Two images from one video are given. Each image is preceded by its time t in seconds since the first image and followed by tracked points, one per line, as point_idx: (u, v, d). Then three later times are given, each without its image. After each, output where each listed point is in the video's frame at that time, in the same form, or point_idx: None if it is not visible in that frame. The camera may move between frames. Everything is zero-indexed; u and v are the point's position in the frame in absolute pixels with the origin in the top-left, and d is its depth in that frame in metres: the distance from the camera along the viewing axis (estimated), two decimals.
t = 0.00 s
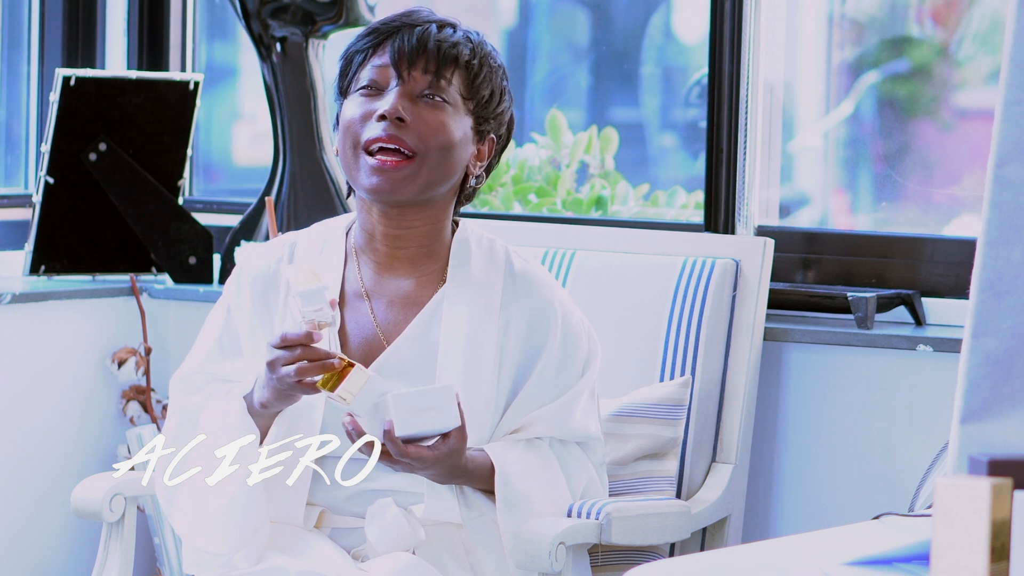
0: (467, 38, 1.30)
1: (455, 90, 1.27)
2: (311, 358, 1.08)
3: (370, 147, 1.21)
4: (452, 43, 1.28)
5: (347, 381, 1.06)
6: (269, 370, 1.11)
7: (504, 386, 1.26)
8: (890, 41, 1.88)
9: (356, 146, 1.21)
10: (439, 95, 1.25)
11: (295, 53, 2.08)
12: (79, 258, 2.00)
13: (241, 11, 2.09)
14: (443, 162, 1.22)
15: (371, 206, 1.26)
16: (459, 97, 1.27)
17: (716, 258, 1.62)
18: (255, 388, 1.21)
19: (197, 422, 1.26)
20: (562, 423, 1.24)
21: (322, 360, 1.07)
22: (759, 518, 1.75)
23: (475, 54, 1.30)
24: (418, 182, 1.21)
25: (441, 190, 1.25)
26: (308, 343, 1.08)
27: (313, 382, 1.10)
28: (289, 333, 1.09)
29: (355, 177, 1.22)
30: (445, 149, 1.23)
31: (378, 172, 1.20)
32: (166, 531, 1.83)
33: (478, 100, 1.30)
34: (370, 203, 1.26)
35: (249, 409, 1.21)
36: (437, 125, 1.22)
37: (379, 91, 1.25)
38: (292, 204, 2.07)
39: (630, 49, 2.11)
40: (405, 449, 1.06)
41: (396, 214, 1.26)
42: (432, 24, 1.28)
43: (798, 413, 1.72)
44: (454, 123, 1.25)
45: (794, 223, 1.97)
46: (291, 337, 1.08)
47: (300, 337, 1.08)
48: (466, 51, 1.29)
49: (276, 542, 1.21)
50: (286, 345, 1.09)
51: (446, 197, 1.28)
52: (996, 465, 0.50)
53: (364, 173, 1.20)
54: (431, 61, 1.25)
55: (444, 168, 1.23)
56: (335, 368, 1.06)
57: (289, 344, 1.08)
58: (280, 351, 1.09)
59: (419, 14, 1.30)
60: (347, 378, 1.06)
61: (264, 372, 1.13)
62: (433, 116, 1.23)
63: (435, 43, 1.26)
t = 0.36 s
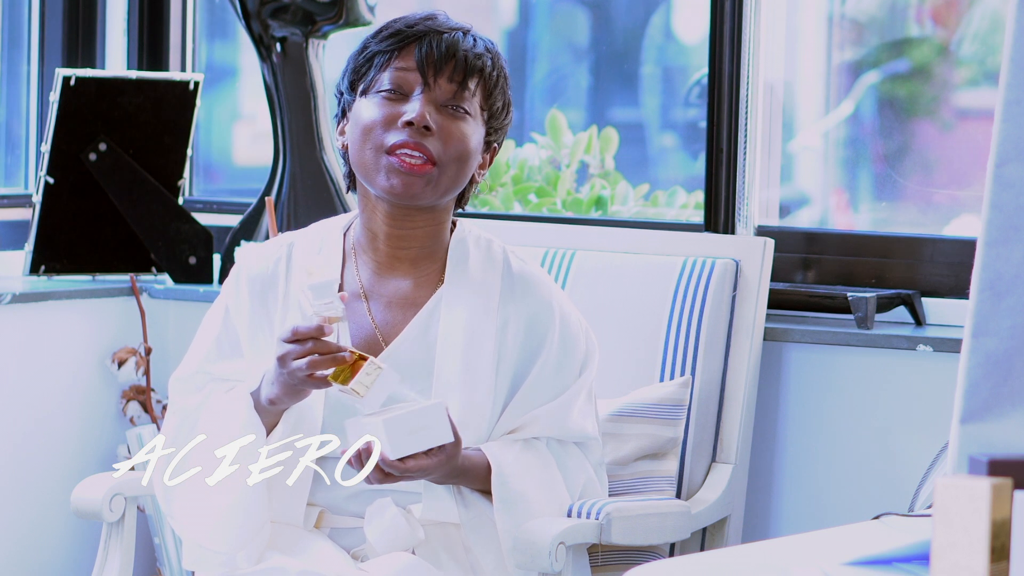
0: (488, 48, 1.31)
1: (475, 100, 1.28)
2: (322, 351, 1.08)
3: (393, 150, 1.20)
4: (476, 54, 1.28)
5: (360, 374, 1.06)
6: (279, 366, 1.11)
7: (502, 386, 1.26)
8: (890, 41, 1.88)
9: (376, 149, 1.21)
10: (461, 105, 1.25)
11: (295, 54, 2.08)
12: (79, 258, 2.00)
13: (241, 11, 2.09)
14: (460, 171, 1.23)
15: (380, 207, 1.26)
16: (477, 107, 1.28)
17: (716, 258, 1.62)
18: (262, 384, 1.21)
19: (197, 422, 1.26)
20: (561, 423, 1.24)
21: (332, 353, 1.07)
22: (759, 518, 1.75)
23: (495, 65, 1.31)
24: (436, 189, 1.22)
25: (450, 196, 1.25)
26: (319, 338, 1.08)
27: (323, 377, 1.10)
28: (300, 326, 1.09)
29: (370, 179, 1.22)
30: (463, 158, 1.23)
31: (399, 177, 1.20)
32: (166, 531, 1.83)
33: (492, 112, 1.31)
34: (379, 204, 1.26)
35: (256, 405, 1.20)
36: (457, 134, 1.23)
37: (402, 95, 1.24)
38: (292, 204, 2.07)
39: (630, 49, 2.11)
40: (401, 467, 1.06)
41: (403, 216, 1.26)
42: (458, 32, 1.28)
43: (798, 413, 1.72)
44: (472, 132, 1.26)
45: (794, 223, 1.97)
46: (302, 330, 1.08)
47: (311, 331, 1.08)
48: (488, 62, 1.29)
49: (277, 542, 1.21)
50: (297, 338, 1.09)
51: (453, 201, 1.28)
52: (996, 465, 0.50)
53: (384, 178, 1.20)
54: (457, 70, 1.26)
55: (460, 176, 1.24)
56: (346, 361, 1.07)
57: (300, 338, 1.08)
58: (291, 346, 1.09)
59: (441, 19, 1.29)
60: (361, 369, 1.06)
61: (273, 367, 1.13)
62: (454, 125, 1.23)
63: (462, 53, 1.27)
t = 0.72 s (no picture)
0: (484, 41, 1.31)
1: (477, 95, 1.28)
2: (345, 351, 1.07)
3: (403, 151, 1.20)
4: (475, 48, 1.28)
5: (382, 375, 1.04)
6: (303, 359, 1.11)
7: (504, 386, 1.26)
8: (890, 41, 1.88)
9: (387, 152, 1.21)
10: (465, 101, 1.26)
11: (295, 54, 2.08)
12: (79, 258, 2.00)
13: (241, 11, 2.09)
14: (469, 168, 1.24)
15: (388, 206, 1.26)
16: (480, 102, 1.28)
17: (716, 258, 1.62)
18: (278, 382, 1.21)
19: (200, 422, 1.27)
20: (561, 423, 1.24)
21: (355, 354, 1.06)
22: (759, 518, 1.75)
23: (493, 58, 1.31)
24: (447, 188, 1.22)
25: (458, 194, 1.26)
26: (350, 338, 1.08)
27: (343, 376, 1.09)
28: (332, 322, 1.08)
29: (381, 181, 1.22)
30: (472, 155, 1.24)
31: (411, 177, 1.20)
32: (166, 531, 1.83)
33: (494, 105, 1.31)
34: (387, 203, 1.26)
35: (270, 404, 1.21)
36: (465, 132, 1.23)
37: (406, 96, 1.24)
38: (293, 205, 2.07)
39: (631, 49, 2.11)
40: (396, 467, 1.08)
41: (412, 214, 1.26)
42: (453, 28, 1.28)
43: (798, 414, 1.72)
44: (478, 129, 1.26)
45: (794, 223, 1.97)
46: (331, 327, 1.08)
47: (341, 329, 1.08)
48: (487, 56, 1.30)
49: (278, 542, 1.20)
50: (326, 334, 1.09)
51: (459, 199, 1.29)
52: (996, 465, 0.50)
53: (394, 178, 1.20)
54: (458, 67, 1.26)
55: (468, 174, 1.24)
56: (367, 365, 1.06)
57: (328, 333, 1.08)
58: (319, 339, 1.09)
59: (434, 16, 1.29)
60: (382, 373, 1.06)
61: (295, 360, 1.14)
62: (461, 123, 1.24)
63: (460, 49, 1.27)
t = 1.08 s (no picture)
0: (468, 35, 1.30)
1: (462, 89, 1.27)
2: (361, 358, 1.08)
3: (386, 149, 1.20)
4: (456, 42, 1.28)
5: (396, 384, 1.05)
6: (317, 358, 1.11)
7: (504, 386, 1.26)
8: (890, 41, 1.88)
9: (371, 149, 1.21)
10: (448, 96, 1.25)
11: (295, 53, 2.08)
12: (79, 258, 2.00)
13: (241, 11, 2.09)
14: (455, 163, 1.23)
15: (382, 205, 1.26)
16: (466, 96, 1.28)
17: (716, 258, 1.63)
18: (286, 382, 1.21)
19: (202, 422, 1.27)
20: (562, 424, 1.24)
21: (371, 364, 1.07)
22: (759, 518, 1.75)
23: (478, 51, 1.30)
24: (435, 184, 1.22)
25: (450, 189, 1.25)
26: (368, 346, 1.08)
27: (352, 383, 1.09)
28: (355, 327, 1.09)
29: (369, 180, 1.22)
30: (458, 149, 1.23)
31: (396, 173, 1.20)
32: (166, 531, 1.83)
33: (484, 97, 1.30)
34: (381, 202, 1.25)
35: (278, 404, 1.20)
36: (450, 126, 1.23)
37: (388, 95, 1.24)
38: (293, 205, 2.07)
39: (630, 49, 2.11)
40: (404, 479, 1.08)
41: (408, 212, 1.26)
42: (435, 24, 1.28)
43: (798, 414, 1.72)
44: (464, 123, 1.25)
45: (794, 223, 1.97)
46: (352, 332, 1.08)
47: (361, 336, 1.08)
48: (471, 49, 1.29)
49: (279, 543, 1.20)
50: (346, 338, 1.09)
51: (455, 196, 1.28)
52: (996, 465, 0.50)
53: (379, 176, 1.20)
54: (439, 61, 1.26)
55: (456, 168, 1.24)
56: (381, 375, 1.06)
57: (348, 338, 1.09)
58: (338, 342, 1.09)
59: (418, 14, 1.30)
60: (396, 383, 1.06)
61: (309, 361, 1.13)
62: (445, 118, 1.23)
63: (440, 43, 1.26)
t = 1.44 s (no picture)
0: (474, 39, 1.30)
1: (467, 94, 1.27)
2: (363, 365, 1.07)
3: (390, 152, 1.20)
4: (464, 47, 1.28)
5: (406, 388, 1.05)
6: (321, 362, 1.12)
7: (500, 383, 1.26)
8: (890, 41, 1.88)
9: (373, 152, 1.21)
10: (453, 100, 1.25)
11: (295, 53, 2.08)
12: (79, 258, 2.00)
13: (241, 11, 2.09)
14: (455, 168, 1.23)
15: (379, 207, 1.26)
16: (469, 101, 1.28)
17: (715, 258, 1.62)
18: (283, 387, 1.21)
19: (201, 422, 1.27)
20: (558, 422, 1.24)
21: (371, 372, 1.06)
22: (759, 518, 1.75)
23: (483, 56, 1.30)
24: (435, 189, 1.22)
25: (448, 194, 1.25)
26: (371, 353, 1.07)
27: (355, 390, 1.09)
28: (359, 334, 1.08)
29: (369, 183, 1.22)
30: (459, 156, 1.24)
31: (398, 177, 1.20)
32: (166, 531, 1.83)
33: (485, 104, 1.31)
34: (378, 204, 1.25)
35: (275, 409, 1.20)
36: (452, 131, 1.23)
37: (394, 96, 1.24)
38: (292, 204, 2.07)
39: (630, 49, 2.11)
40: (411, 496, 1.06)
41: (403, 215, 1.26)
42: (443, 27, 1.28)
43: (797, 414, 1.72)
44: (466, 128, 1.25)
45: (794, 223, 1.97)
46: (355, 340, 1.07)
47: (364, 344, 1.07)
48: (476, 54, 1.29)
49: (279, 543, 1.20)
50: (349, 345, 1.08)
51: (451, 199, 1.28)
52: (996, 465, 0.50)
53: (381, 179, 1.20)
54: (445, 65, 1.26)
55: (456, 174, 1.24)
56: (381, 383, 1.05)
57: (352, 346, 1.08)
58: (342, 348, 1.09)
59: (425, 16, 1.29)
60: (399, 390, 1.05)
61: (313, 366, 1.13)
62: (448, 123, 1.23)
63: (448, 47, 1.26)
